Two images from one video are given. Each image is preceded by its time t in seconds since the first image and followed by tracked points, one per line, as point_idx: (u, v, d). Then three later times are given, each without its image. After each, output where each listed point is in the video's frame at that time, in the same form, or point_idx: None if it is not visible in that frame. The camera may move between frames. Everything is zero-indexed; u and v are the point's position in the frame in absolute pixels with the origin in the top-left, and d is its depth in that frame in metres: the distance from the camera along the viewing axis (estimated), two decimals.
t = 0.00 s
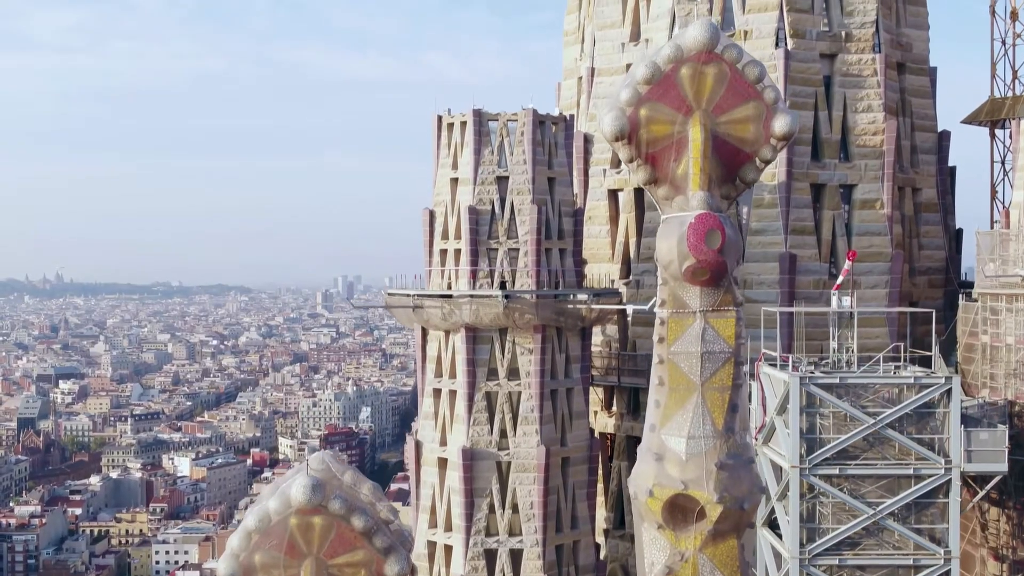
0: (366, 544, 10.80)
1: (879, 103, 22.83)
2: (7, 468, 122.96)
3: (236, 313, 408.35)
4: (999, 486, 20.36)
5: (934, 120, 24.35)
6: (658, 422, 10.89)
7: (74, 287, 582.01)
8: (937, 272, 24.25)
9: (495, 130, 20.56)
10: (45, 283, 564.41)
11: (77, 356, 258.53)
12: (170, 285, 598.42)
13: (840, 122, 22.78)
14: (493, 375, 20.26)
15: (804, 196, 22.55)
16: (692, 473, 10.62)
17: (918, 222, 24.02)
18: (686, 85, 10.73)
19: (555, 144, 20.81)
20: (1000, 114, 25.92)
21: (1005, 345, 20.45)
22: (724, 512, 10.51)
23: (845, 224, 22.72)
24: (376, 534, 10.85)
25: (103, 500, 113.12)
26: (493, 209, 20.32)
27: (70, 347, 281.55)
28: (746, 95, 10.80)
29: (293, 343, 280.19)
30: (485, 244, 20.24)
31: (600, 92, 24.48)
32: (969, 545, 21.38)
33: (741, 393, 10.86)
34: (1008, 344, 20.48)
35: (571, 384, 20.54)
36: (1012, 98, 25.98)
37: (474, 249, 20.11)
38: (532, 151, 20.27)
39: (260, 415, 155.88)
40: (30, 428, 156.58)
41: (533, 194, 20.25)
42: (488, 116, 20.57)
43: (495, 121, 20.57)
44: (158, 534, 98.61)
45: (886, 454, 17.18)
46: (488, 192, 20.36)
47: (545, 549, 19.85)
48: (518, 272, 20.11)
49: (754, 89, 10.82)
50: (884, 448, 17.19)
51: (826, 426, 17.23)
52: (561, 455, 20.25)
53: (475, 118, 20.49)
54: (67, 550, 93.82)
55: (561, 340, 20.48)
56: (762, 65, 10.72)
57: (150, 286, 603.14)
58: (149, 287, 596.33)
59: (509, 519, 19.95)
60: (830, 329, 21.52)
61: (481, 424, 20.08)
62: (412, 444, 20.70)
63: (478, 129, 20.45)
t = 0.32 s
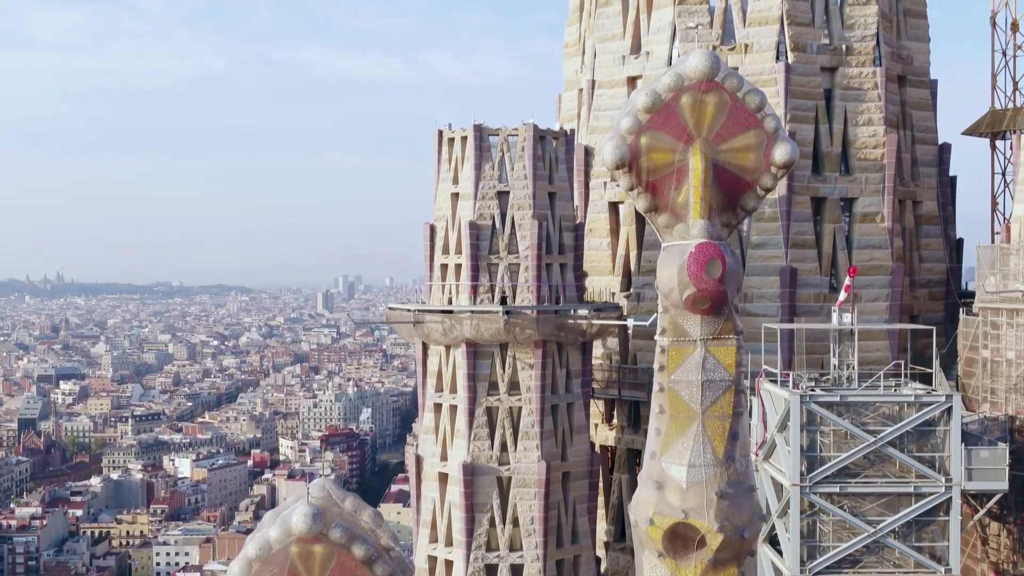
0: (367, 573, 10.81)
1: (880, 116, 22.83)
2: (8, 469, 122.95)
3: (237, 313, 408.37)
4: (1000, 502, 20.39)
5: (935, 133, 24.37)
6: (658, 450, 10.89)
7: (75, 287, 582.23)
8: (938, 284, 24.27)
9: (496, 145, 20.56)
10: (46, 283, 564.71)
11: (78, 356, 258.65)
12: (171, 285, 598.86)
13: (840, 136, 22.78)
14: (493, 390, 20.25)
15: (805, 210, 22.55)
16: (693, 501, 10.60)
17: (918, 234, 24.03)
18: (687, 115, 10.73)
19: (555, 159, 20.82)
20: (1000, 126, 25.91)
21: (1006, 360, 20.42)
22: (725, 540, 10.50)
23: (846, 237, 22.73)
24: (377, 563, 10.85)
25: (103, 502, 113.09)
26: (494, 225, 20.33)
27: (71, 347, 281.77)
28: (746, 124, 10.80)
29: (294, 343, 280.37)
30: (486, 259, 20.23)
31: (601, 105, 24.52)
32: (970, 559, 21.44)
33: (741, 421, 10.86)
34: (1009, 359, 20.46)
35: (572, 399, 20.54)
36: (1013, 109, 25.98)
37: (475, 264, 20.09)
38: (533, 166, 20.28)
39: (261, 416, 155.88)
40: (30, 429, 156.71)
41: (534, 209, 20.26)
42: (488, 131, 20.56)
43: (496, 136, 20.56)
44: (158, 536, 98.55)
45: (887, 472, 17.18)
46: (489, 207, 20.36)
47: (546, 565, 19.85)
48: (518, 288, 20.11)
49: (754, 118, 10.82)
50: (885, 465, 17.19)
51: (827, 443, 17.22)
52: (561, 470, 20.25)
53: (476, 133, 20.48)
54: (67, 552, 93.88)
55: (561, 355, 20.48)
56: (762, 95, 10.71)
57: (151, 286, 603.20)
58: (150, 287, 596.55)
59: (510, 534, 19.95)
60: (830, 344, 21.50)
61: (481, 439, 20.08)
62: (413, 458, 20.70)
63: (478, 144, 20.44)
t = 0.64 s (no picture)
0: None
1: (880, 129, 22.83)
2: (9, 470, 122.92)
3: (238, 313, 408.50)
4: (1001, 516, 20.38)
5: (935, 145, 24.36)
6: (658, 477, 10.87)
7: (76, 287, 582.83)
8: (939, 296, 24.26)
9: (496, 159, 20.56)
10: (48, 283, 565.33)
11: (79, 356, 258.68)
12: (171, 285, 599.10)
13: (841, 149, 22.78)
14: (493, 405, 20.27)
15: (805, 223, 22.58)
16: (692, 529, 10.58)
17: (919, 246, 24.00)
18: (686, 143, 10.74)
19: (555, 174, 20.82)
20: (1001, 137, 25.90)
21: (1006, 375, 20.42)
22: (724, 568, 10.49)
23: (846, 250, 22.76)
24: None
25: (104, 503, 113.07)
26: (494, 239, 20.33)
27: (72, 347, 281.87)
28: (745, 152, 10.82)
29: (295, 343, 280.48)
30: (486, 274, 20.24)
31: (601, 117, 24.48)
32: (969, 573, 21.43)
33: (741, 448, 10.86)
34: (1009, 373, 20.46)
35: (572, 414, 20.55)
36: (1013, 121, 25.99)
37: (475, 279, 20.10)
38: (533, 181, 20.30)
39: (262, 416, 155.88)
40: (31, 429, 156.72)
41: (534, 223, 20.28)
42: (489, 145, 20.56)
43: (496, 150, 20.57)
44: (160, 537, 98.01)
45: (887, 489, 17.18)
46: (489, 221, 20.38)
47: None
48: (518, 303, 20.12)
49: (754, 146, 10.82)
50: (885, 483, 17.18)
51: (827, 460, 17.21)
52: (561, 484, 20.25)
53: (476, 148, 20.49)
54: (69, 553, 93.93)
55: (562, 369, 20.48)
56: (763, 123, 10.71)
57: (152, 286, 603.49)
58: (150, 287, 596.80)
59: (510, 548, 19.94)
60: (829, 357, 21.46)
61: (481, 454, 20.09)
62: (413, 473, 20.69)
63: (478, 158, 20.45)
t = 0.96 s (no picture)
0: None
1: (880, 143, 22.82)
2: (9, 471, 122.92)
3: (238, 313, 408.69)
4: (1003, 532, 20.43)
5: (935, 158, 24.34)
6: (658, 505, 10.88)
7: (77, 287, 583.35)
8: (939, 309, 24.24)
9: (496, 174, 20.56)
10: (48, 283, 565.43)
11: (80, 357, 258.76)
12: (172, 285, 599.32)
13: (840, 162, 22.79)
14: (493, 422, 20.26)
15: (805, 237, 22.60)
16: (691, 558, 10.59)
17: (919, 259, 24.00)
18: (685, 172, 10.75)
19: (556, 189, 20.82)
20: (1001, 149, 25.89)
21: (1006, 391, 20.43)
22: None
23: (846, 264, 22.76)
24: None
25: (105, 504, 113.04)
26: (494, 255, 20.33)
27: (73, 347, 282.02)
28: (746, 181, 10.83)
29: (295, 344, 280.71)
30: (486, 290, 20.24)
31: (600, 130, 24.46)
32: None
33: (741, 477, 10.87)
34: (1009, 389, 20.46)
35: (572, 429, 20.54)
36: (1013, 133, 25.98)
37: (475, 294, 20.12)
38: (533, 196, 20.30)
39: (262, 417, 155.83)
40: (32, 430, 156.72)
41: (534, 239, 20.28)
42: (489, 161, 20.57)
43: (497, 166, 20.57)
44: (160, 538, 97.89)
45: (887, 507, 17.17)
46: (489, 237, 20.39)
47: None
48: (518, 318, 20.12)
49: (753, 174, 10.83)
50: (885, 501, 17.17)
51: (827, 478, 17.20)
52: (561, 500, 20.22)
53: (476, 163, 20.50)
54: (69, 554, 93.84)
55: (562, 385, 20.49)
56: (763, 152, 10.71)
57: (152, 285, 603.54)
58: (150, 287, 597.00)
59: (509, 564, 19.92)
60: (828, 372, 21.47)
61: (482, 470, 20.10)
62: (413, 487, 20.68)
63: (478, 174, 20.45)
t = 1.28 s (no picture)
0: None
1: (880, 156, 22.83)
2: (10, 473, 122.94)
3: (239, 313, 408.75)
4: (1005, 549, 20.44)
5: (935, 170, 24.36)
6: (658, 533, 10.87)
7: (77, 288, 583.34)
8: (939, 322, 24.24)
9: (496, 190, 20.57)
10: (49, 283, 565.68)
11: (80, 357, 258.76)
12: (172, 285, 599.25)
13: (841, 176, 22.79)
14: (493, 437, 20.27)
15: (805, 250, 22.57)
16: None
17: (919, 272, 23.99)
18: (685, 202, 10.76)
19: (555, 205, 20.82)
20: (1002, 161, 25.88)
21: (1006, 407, 20.42)
22: None
23: (846, 278, 22.77)
24: None
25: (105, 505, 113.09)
26: (494, 270, 20.35)
27: (74, 347, 282.06)
28: (746, 210, 10.85)
29: (296, 345, 280.76)
30: (486, 305, 20.25)
31: (600, 143, 24.47)
32: None
33: (741, 506, 10.87)
34: (1008, 405, 20.46)
35: (572, 444, 20.54)
36: (1013, 145, 26.00)
37: (475, 310, 20.13)
38: (533, 212, 20.33)
39: (263, 418, 155.76)
40: (33, 432, 156.73)
41: (534, 254, 20.31)
42: (489, 176, 20.58)
43: (496, 182, 20.59)
44: (161, 540, 97.74)
45: (887, 525, 17.21)
46: (489, 252, 20.39)
47: None
48: (518, 334, 20.13)
49: (753, 204, 10.85)
50: (885, 519, 17.21)
51: (827, 496, 17.24)
52: (561, 515, 20.23)
53: (476, 178, 20.51)
54: (70, 556, 93.86)
55: (562, 401, 20.52)
56: (763, 181, 10.73)
57: (153, 285, 603.56)
58: (151, 287, 596.78)
59: None
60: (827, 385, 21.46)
61: (482, 486, 20.11)
62: (413, 502, 20.68)
63: (478, 190, 20.45)
